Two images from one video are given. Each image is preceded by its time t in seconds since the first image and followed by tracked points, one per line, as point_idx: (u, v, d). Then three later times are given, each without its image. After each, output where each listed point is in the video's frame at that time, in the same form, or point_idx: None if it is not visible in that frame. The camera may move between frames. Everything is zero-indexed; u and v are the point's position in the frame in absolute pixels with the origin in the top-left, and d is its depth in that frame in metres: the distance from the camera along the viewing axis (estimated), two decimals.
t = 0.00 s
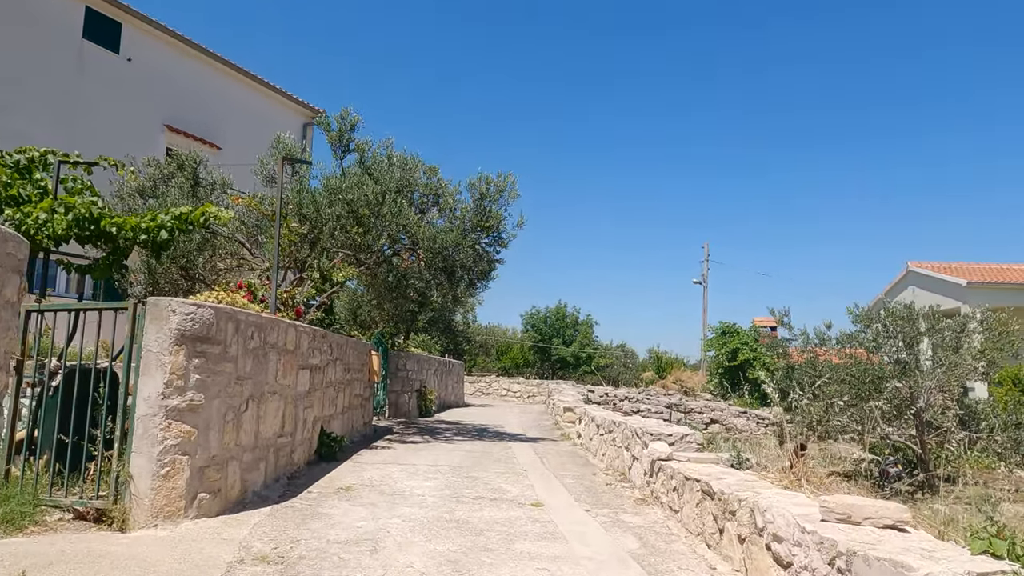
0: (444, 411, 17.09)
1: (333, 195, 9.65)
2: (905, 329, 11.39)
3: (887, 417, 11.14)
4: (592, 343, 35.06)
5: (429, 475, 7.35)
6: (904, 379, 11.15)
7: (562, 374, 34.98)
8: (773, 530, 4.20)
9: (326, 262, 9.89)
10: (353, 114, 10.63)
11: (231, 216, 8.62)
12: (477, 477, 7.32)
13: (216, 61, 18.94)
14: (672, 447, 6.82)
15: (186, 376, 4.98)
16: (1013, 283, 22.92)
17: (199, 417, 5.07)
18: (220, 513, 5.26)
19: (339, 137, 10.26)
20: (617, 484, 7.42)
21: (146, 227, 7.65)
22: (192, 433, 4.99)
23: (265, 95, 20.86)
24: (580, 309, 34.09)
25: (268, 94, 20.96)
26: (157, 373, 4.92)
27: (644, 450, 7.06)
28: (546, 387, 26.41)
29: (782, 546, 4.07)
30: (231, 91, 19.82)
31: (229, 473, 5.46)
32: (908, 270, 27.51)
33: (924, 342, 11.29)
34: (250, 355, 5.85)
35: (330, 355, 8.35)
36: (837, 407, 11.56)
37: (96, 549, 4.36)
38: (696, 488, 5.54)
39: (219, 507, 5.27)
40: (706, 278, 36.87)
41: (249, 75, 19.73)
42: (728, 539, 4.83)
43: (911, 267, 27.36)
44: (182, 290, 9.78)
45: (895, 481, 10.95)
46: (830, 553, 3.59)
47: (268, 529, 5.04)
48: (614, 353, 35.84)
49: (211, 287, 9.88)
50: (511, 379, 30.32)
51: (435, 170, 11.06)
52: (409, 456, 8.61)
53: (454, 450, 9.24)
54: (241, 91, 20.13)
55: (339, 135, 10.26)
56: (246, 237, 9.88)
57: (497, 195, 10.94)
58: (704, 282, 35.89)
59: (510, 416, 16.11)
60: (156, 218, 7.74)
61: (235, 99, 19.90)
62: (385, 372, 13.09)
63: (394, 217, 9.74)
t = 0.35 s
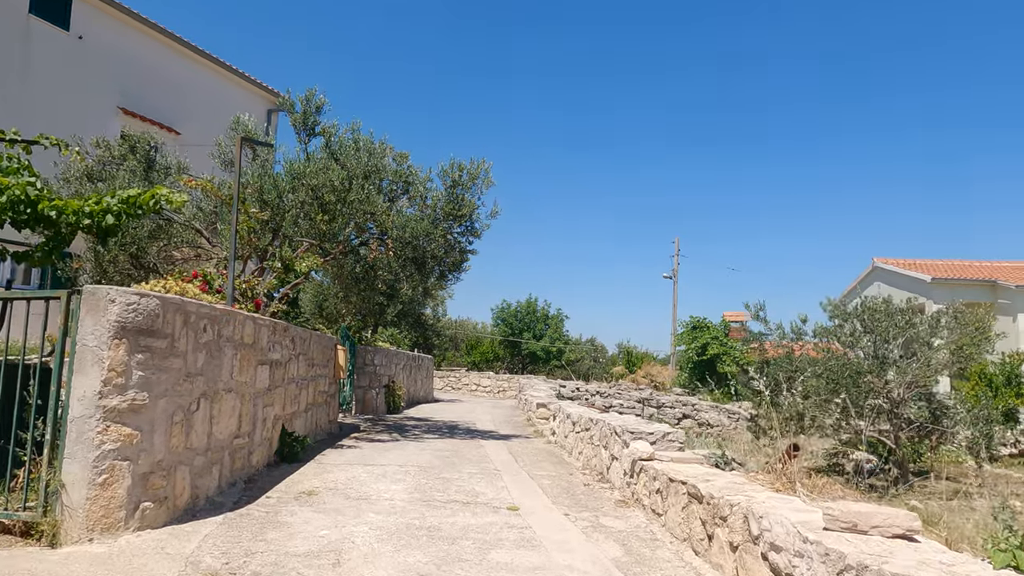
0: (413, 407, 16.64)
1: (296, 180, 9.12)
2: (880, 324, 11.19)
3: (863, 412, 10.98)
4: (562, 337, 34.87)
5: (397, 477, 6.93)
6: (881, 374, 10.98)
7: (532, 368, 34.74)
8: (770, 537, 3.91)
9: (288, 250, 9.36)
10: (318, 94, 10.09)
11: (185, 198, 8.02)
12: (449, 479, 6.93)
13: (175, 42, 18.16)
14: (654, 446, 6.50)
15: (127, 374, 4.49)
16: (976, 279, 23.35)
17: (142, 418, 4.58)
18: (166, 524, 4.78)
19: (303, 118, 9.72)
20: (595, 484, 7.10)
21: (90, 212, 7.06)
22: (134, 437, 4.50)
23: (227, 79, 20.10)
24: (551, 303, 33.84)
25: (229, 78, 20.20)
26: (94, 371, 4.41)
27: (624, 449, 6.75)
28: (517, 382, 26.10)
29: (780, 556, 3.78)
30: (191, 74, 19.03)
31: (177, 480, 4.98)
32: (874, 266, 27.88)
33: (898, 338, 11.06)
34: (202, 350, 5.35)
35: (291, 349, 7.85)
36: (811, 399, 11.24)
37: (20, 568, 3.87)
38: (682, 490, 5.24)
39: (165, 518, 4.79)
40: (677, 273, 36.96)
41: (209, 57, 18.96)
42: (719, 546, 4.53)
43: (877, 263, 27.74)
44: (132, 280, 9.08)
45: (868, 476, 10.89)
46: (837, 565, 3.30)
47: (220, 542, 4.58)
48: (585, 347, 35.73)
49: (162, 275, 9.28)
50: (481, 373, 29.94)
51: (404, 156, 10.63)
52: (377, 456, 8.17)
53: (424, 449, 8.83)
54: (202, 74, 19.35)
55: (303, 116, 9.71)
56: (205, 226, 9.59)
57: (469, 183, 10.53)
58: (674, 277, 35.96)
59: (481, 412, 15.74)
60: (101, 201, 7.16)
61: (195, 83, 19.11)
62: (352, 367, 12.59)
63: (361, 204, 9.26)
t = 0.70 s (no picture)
0: (381, 404, 16.17)
1: (257, 165, 8.59)
2: (859, 320, 11.07)
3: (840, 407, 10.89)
4: (532, 331, 34.60)
5: (364, 481, 6.52)
6: (860, 370, 10.87)
7: (502, 363, 34.45)
8: (767, 551, 3.62)
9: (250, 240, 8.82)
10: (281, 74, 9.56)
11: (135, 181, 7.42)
12: (419, 483, 6.54)
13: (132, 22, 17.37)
14: (636, 448, 6.18)
15: (57, 375, 3.99)
16: (939, 275, 23.71)
17: (75, 425, 4.09)
18: (104, 541, 4.30)
19: (265, 100, 9.16)
20: (572, 487, 6.78)
21: (25, 194, 6.46)
22: (65, 446, 4.01)
23: (187, 61, 19.30)
24: (521, 297, 33.59)
25: (189, 60, 19.39)
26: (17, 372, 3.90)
27: (604, 451, 6.43)
28: (488, 377, 25.78)
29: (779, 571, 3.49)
30: (147, 55, 18.20)
31: (117, 491, 4.50)
32: (840, 261, 28.21)
33: (876, 333, 10.99)
34: (147, 347, 4.86)
35: (250, 345, 7.35)
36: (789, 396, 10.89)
37: None
38: (668, 497, 4.94)
39: (103, 533, 4.31)
40: (647, 267, 37.01)
41: (168, 38, 18.15)
42: (709, 558, 4.24)
43: (844, 259, 28.04)
44: (78, 270, 8.46)
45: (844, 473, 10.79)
46: None
47: (165, 560, 4.14)
48: (555, 341, 35.56)
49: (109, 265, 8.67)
50: (450, 367, 29.51)
51: (373, 143, 10.16)
52: (342, 458, 7.74)
53: (392, 450, 8.41)
54: (160, 57, 18.56)
55: (265, 98, 9.16)
56: (160, 214, 9.08)
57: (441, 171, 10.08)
58: (645, 271, 36.04)
59: (451, 409, 15.35)
60: (38, 184, 6.56)
61: (152, 65, 18.30)
62: (317, 363, 12.10)
63: (326, 191, 8.76)
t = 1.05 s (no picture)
0: (345, 401, 15.62)
1: (208, 149, 7.98)
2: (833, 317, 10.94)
3: (813, 404, 10.71)
4: (500, 326, 34.21)
5: (323, 489, 6.06)
6: (835, 368, 10.70)
7: (469, 358, 34.00)
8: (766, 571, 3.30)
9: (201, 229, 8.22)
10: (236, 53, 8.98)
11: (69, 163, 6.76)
12: (382, 491, 6.10)
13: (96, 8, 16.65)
14: (614, 453, 5.84)
15: None
16: (902, 272, 24.03)
17: None
18: (20, 567, 3.79)
19: (217, 78, 8.56)
20: (546, 493, 6.42)
21: None
22: None
23: (149, 45, 18.59)
24: (489, 291, 33.18)
25: (142, 41, 18.36)
26: None
27: (580, 455, 6.07)
28: (455, 373, 25.33)
29: None
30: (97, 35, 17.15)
31: (37, 509, 3.97)
32: (806, 257, 28.46)
33: (849, 330, 10.94)
34: (74, 347, 4.33)
35: (200, 342, 6.81)
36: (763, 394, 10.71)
37: None
38: (652, 507, 4.60)
39: (19, 558, 3.80)
40: (616, 262, 36.93)
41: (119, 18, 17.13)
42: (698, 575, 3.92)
43: (810, 255, 28.28)
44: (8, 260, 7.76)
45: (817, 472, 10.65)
46: None
47: None
48: (523, 336, 35.24)
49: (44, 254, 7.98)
50: (417, 363, 28.95)
51: (336, 128, 9.64)
52: (301, 462, 7.24)
53: (355, 453, 7.94)
54: (111, 37, 17.52)
55: (217, 77, 8.57)
56: (104, 201, 8.39)
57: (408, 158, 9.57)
58: (614, 266, 35.95)
59: (417, 406, 14.89)
60: None
61: (102, 45, 17.26)
62: (277, 360, 11.53)
63: (284, 178, 8.20)
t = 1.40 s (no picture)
0: (305, 398, 15.02)
1: (154, 126, 7.36)
2: (807, 312, 10.79)
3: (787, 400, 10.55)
4: (465, 321, 33.80)
5: (280, 496, 5.59)
6: (809, 364, 10.53)
7: (433, 353, 33.49)
8: None
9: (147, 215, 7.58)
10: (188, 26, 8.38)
11: None
12: (345, 498, 5.66)
13: (88, 13, 16.00)
14: (595, 454, 5.51)
15: None
16: (862, 268, 24.39)
17: None
18: None
19: (165, 52, 7.95)
20: (521, 497, 6.06)
21: None
22: None
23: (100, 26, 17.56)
24: (453, 285, 32.68)
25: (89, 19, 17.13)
26: None
27: (557, 457, 5.72)
28: (419, 369, 24.83)
29: None
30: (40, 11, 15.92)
31: None
32: (769, 253, 28.71)
33: (822, 325, 10.81)
34: None
35: (144, 336, 6.24)
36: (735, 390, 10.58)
37: None
38: (639, 515, 4.29)
39: None
40: (581, 257, 36.79)
41: None
42: None
43: (772, 251, 28.52)
44: None
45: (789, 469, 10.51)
46: None
47: None
48: (487, 331, 34.86)
49: None
50: (379, 358, 28.32)
51: (295, 109, 9.10)
52: (257, 466, 6.73)
53: (315, 455, 7.45)
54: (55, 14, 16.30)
55: (164, 51, 7.96)
56: (40, 183, 7.68)
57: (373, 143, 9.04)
58: (580, 260, 35.82)
59: (381, 403, 14.39)
60: None
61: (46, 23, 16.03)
62: (232, 355, 10.92)
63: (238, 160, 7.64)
